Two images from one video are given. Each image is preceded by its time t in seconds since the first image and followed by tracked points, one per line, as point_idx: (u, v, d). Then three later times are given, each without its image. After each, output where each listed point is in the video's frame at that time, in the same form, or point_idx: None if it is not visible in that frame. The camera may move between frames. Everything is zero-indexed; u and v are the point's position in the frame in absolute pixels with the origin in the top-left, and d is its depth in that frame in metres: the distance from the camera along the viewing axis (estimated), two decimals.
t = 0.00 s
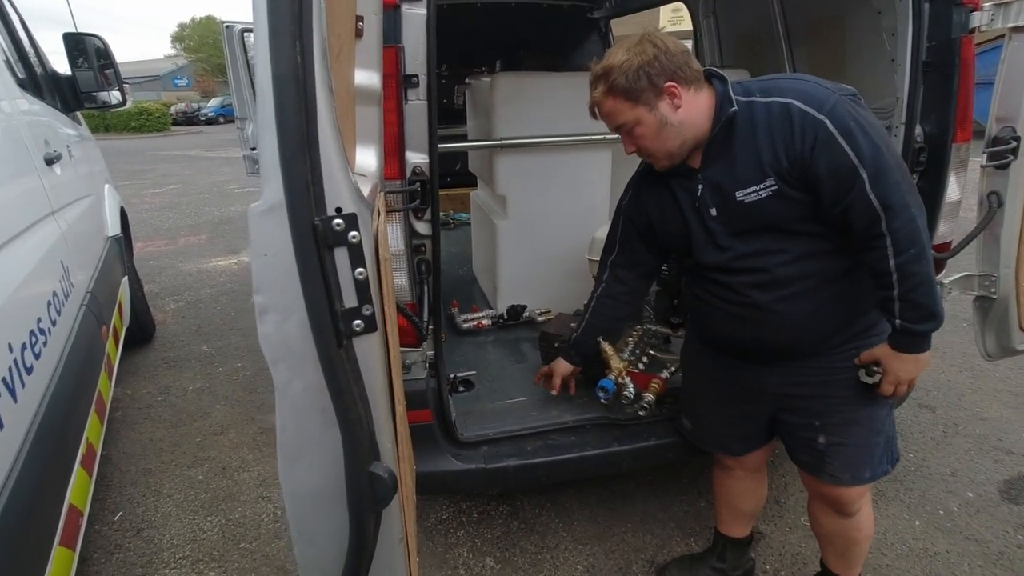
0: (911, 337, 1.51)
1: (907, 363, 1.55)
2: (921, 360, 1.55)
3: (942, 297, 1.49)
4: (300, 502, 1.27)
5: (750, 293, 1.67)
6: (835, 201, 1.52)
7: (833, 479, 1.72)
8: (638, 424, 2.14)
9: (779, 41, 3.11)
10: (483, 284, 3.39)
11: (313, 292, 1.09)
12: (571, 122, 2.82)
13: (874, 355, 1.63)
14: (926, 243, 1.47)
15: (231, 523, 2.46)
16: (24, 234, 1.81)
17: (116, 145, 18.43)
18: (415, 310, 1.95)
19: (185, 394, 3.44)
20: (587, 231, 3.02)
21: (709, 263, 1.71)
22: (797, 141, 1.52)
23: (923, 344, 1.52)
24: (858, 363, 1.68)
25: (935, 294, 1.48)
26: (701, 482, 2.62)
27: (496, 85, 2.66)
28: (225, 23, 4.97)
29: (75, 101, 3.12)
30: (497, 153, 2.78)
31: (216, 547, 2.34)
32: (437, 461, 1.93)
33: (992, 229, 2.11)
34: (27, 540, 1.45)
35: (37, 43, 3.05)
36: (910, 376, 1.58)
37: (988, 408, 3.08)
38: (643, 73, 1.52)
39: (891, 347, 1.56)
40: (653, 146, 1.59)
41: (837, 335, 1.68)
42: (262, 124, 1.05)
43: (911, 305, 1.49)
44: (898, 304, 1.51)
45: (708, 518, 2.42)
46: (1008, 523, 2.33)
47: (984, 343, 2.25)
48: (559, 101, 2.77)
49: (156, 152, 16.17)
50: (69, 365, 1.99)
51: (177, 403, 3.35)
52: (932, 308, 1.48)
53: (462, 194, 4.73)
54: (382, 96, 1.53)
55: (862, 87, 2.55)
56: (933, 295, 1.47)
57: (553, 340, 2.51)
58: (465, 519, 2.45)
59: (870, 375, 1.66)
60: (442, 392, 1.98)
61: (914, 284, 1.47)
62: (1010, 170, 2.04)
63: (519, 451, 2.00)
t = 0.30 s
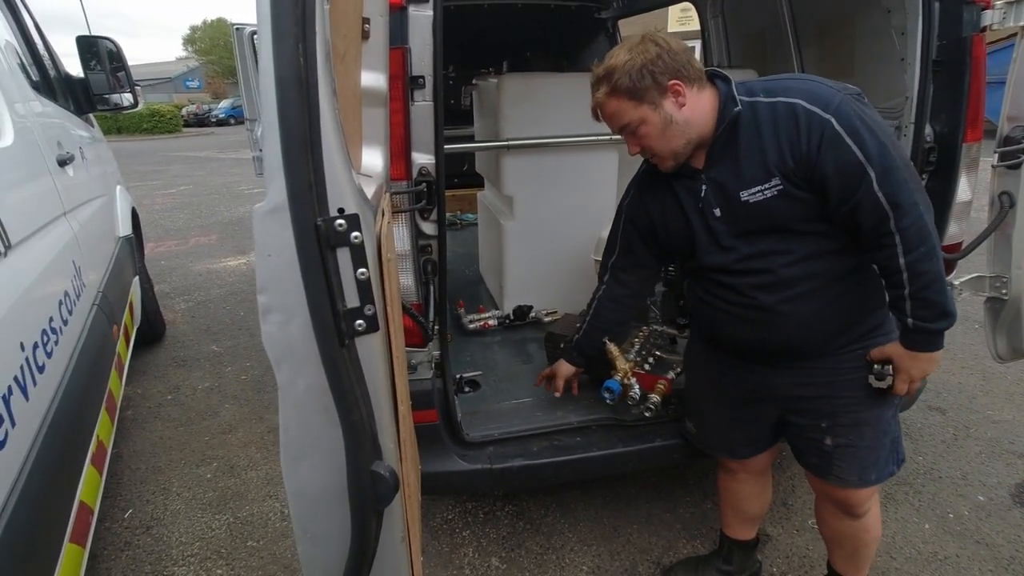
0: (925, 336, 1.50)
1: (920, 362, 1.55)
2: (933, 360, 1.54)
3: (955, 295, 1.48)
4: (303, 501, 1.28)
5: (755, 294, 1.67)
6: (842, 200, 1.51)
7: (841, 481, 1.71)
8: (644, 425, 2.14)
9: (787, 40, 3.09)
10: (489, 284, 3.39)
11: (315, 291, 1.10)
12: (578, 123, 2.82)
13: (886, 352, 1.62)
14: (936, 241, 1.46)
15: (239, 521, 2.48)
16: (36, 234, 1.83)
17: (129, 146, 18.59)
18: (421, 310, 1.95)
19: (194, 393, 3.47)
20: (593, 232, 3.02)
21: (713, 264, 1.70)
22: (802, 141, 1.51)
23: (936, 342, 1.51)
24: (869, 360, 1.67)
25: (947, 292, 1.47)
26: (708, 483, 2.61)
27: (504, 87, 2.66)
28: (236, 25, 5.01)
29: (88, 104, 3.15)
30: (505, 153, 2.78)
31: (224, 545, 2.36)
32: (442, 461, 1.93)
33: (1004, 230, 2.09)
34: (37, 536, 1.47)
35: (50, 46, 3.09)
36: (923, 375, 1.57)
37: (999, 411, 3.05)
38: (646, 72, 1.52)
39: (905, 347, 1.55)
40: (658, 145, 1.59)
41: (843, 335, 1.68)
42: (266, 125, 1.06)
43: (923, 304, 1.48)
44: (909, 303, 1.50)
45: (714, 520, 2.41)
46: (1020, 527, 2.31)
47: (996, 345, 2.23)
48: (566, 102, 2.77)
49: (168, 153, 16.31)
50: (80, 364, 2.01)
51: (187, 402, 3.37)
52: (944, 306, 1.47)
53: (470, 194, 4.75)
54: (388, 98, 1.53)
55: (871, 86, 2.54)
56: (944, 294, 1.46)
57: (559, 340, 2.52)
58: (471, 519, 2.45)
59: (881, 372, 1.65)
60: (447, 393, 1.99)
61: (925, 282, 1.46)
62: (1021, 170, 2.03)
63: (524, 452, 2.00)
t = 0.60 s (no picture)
0: (918, 335, 1.51)
1: (914, 363, 1.56)
2: (926, 360, 1.56)
3: (944, 295, 1.49)
4: (297, 501, 1.28)
5: (751, 295, 1.67)
6: (834, 202, 1.52)
7: (834, 480, 1.72)
8: (641, 425, 2.14)
9: (783, 41, 3.10)
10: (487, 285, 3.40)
11: (309, 291, 1.11)
12: (575, 123, 2.83)
13: (878, 356, 1.63)
14: (926, 242, 1.47)
15: (236, 522, 2.48)
16: (32, 235, 1.83)
17: (125, 148, 18.52)
18: (417, 311, 1.96)
19: (192, 394, 3.47)
20: (590, 232, 3.03)
21: (708, 266, 1.71)
22: (794, 144, 1.52)
23: (928, 342, 1.51)
24: (861, 363, 1.68)
25: (938, 292, 1.48)
26: (705, 483, 2.62)
27: (500, 87, 2.67)
28: (232, 26, 5.02)
29: (84, 105, 3.15)
30: (501, 154, 2.79)
31: (221, 546, 2.36)
32: (439, 461, 1.94)
33: (998, 230, 2.10)
34: (34, 537, 1.47)
35: (47, 47, 3.09)
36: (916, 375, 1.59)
37: (995, 410, 3.06)
38: (639, 76, 1.52)
39: (897, 348, 1.56)
40: (651, 150, 1.59)
41: (839, 335, 1.68)
42: (259, 126, 1.06)
43: (917, 304, 1.49)
44: (902, 304, 1.51)
45: (711, 520, 2.42)
46: (1016, 526, 2.31)
47: (991, 344, 2.24)
48: (562, 103, 2.78)
49: (166, 154, 16.30)
50: (77, 365, 2.01)
51: (184, 403, 3.38)
52: (934, 306, 1.48)
53: (467, 195, 4.76)
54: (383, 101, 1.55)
55: (866, 87, 2.55)
56: (936, 294, 1.47)
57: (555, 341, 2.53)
58: (468, 519, 2.46)
59: (874, 377, 1.65)
60: (444, 393, 1.98)
61: (918, 282, 1.47)
62: (1016, 170, 2.03)
63: (521, 452, 2.01)
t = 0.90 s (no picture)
0: (912, 331, 1.52)
1: (911, 356, 1.56)
2: (923, 351, 1.56)
3: (937, 289, 1.49)
4: (294, 501, 1.28)
5: (748, 298, 1.67)
6: (823, 203, 1.52)
7: (836, 475, 1.71)
8: (638, 425, 2.15)
9: (779, 41, 3.12)
10: (484, 286, 3.40)
11: (305, 291, 1.11)
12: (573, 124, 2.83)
13: (876, 353, 1.63)
14: (915, 239, 1.47)
15: (233, 524, 2.48)
16: (28, 237, 1.83)
17: (122, 149, 18.51)
18: (414, 312, 1.95)
19: (189, 395, 3.47)
20: (588, 233, 3.03)
21: (704, 274, 1.71)
22: (778, 149, 1.52)
23: (924, 336, 1.52)
24: (860, 361, 1.69)
25: (931, 286, 1.48)
26: (703, 483, 2.62)
27: (497, 89, 2.66)
28: (230, 26, 5.02)
29: (80, 105, 3.14)
30: (499, 154, 2.80)
31: (217, 548, 2.36)
32: (437, 461, 1.94)
33: (994, 230, 2.10)
34: (30, 538, 1.47)
35: (44, 48, 3.08)
36: (915, 368, 1.58)
37: (992, 409, 3.07)
38: (618, 96, 1.55)
39: (892, 343, 1.57)
40: (636, 166, 1.62)
41: (835, 334, 1.69)
42: (255, 127, 1.06)
43: (911, 300, 1.49)
44: (895, 300, 1.51)
45: (709, 519, 2.42)
46: (1012, 525, 2.32)
47: (987, 344, 2.24)
48: (560, 103, 2.78)
49: (164, 155, 16.26)
50: (74, 367, 2.01)
51: (182, 405, 3.37)
52: (928, 300, 1.48)
53: (465, 195, 4.77)
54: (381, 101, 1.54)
55: (862, 87, 2.56)
56: (929, 289, 1.48)
57: (553, 342, 2.53)
58: (466, 520, 2.46)
59: (874, 375, 1.65)
60: (442, 393, 2.00)
61: (909, 279, 1.47)
62: (1011, 170, 2.03)
63: (519, 452, 2.01)
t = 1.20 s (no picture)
0: (912, 327, 1.51)
1: (915, 350, 1.55)
2: (926, 345, 1.55)
3: (936, 284, 1.49)
4: (298, 502, 1.28)
5: (752, 299, 1.67)
6: (820, 202, 1.51)
7: (849, 472, 1.71)
8: (640, 426, 2.14)
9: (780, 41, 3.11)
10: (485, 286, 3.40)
11: (309, 291, 1.10)
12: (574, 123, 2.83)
13: (881, 351, 1.62)
14: (911, 235, 1.47)
15: (234, 524, 2.47)
16: (29, 236, 1.82)
17: (122, 148, 18.49)
18: (415, 312, 1.95)
19: (190, 395, 3.46)
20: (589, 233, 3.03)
21: (707, 277, 1.70)
22: (772, 150, 1.52)
23: (924, 331, 1.52)
24: (866, 360, 1.69)
25: (927, 282, 1.47)
26: (704, 484, 2.62)
27: (499, 89, 2.66)
28: (230, 26, 5.01)
29: (81, 104, 3.14)
30: (499, 154, 2.79)
31: (218, 548, 2.36)
32: (438, 462, 1.93)
33: (997, 230, 2.10)
34: (31, 538, 1.46)
35: (44, 47, 3.08)
36: (920, 363, 1.57)
37: (994, 410, 3.06)
38: (607, 109, 1.56)
39: (894, 340, 1.56)
40: (629, 175, 1.63)
41: (836, 332, 1.68)
42: (259, 127, 1.05)
43: (910, 295, 1.48)
44: (893, 296, 1.51)
45: (711, 520, 2.42)
46: (1015, 526, 2.31)
47: (989, 344, 2.24)
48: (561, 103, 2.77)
49: (163, 154, 16.25)
50: (75, 366, 2.01)
51: (183, 404, 3.37)
52: (927, 295, 1.48)
53: (466, 195, 4.76)
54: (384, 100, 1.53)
55: (864, 86, 2.56)
56: (925, 284, 1.47)
57: (555, 342, 2.52)
58: (468, 520, 2.45)
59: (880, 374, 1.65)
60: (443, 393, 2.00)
61: (906, 275, 1.47)
62: (1015, 170, 2.03)
63: (521, 453, 2.01)
